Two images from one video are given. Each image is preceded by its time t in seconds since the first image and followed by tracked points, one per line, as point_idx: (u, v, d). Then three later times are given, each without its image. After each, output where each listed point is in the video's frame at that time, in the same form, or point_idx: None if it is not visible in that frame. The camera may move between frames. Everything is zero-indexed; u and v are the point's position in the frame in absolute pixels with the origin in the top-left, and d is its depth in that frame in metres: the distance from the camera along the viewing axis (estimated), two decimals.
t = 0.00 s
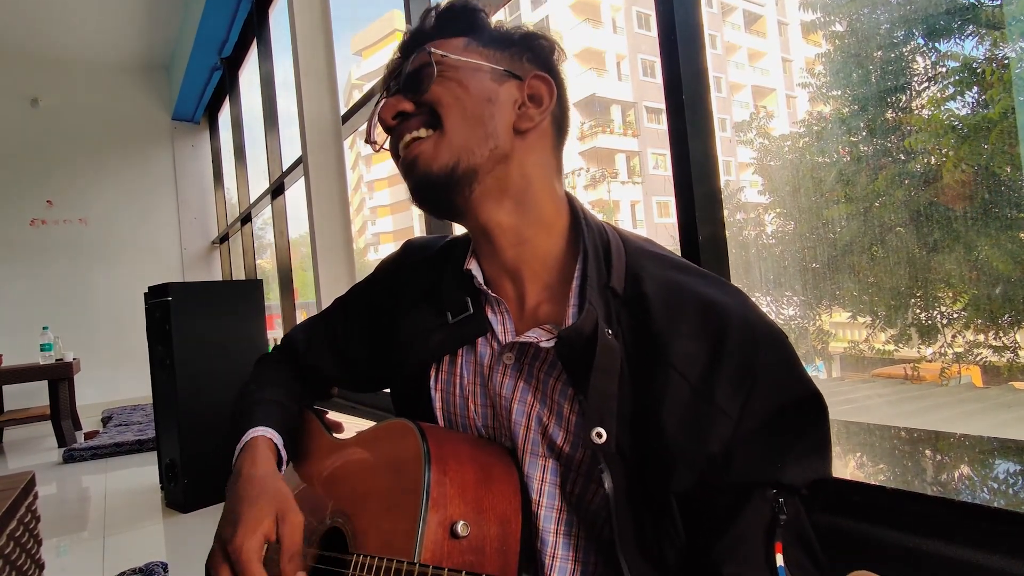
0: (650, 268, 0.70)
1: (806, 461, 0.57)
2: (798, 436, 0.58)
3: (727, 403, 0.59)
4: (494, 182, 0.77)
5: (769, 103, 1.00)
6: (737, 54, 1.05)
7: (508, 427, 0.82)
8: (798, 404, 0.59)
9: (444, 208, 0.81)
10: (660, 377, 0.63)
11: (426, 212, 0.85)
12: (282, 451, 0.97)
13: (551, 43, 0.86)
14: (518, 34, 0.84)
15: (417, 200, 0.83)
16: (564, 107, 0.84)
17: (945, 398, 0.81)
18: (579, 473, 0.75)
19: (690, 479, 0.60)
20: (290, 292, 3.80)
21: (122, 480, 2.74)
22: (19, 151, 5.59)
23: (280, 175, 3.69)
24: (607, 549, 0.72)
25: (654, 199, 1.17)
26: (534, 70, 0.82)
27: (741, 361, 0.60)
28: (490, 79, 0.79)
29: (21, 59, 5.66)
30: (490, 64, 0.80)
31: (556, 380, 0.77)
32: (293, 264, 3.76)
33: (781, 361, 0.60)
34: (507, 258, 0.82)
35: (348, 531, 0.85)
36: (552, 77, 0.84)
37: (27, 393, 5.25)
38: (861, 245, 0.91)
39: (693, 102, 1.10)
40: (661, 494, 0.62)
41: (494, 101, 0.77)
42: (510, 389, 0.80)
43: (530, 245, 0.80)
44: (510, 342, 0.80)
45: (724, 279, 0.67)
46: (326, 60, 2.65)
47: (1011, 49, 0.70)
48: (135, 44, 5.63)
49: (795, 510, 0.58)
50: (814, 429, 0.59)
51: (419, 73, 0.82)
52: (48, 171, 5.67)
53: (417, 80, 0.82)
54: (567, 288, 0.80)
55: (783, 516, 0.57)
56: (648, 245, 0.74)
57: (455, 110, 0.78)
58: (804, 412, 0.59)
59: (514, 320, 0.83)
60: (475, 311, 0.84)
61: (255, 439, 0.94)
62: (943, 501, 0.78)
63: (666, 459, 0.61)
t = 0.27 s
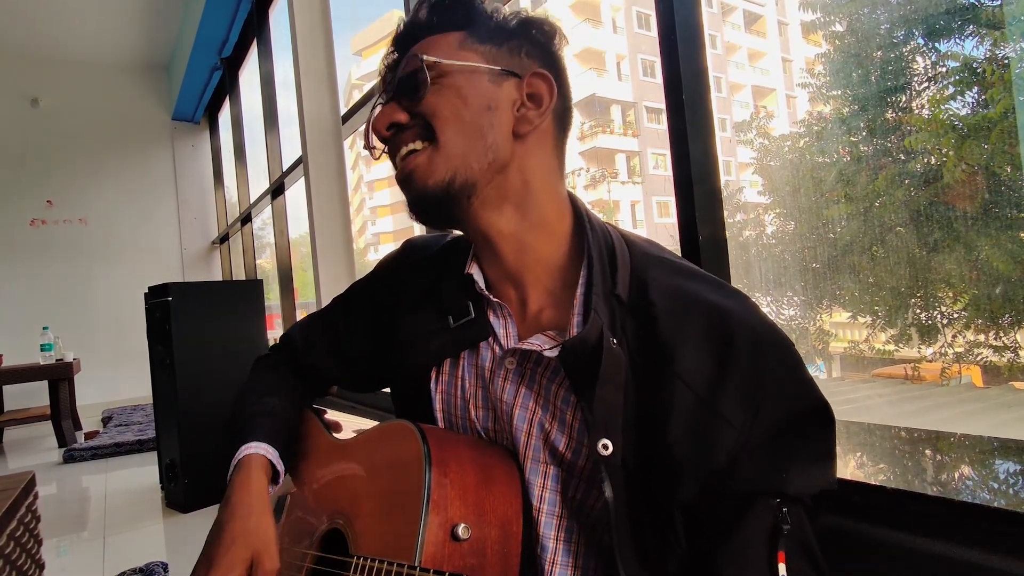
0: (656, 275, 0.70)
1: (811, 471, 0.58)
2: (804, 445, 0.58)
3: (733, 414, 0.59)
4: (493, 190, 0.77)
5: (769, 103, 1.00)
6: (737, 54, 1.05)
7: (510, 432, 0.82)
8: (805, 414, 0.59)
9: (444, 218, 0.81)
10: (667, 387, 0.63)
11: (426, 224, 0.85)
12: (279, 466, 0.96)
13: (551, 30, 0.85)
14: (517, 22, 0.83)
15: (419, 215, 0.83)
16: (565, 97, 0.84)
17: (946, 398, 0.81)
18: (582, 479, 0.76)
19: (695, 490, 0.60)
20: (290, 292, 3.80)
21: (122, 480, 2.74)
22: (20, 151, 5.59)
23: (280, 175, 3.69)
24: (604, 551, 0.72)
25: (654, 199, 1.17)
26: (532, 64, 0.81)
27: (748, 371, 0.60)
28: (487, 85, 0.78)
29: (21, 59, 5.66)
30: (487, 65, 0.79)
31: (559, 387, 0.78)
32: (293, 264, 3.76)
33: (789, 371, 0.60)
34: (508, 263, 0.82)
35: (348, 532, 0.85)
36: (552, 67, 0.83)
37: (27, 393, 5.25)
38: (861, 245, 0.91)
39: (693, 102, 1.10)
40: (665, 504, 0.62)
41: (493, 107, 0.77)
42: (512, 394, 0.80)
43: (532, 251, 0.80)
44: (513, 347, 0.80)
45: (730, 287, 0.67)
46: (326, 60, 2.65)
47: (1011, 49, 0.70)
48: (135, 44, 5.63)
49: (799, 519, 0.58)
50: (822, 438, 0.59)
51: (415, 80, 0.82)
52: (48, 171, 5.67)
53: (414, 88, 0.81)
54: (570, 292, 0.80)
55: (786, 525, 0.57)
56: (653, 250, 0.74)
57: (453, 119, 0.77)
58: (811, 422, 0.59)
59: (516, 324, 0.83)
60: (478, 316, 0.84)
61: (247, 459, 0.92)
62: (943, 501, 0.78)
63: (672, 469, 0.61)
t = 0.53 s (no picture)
0: (660, 282, 0.70)
1: (816, 480, 0.57)
2: (809, 454, 0.58)
3: (737, 424, 0.59)
4: (483, 220, 0.79)
5: (769, 103, 1.00)
6: (737, 54, 1.05)
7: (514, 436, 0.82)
8: (809, 423, 0.59)
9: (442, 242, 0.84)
10: (669, 397, 0.63)
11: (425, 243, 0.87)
12: (281, 460, 0.96)
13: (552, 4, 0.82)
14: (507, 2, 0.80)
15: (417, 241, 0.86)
16: (574, 86, 0.82)
17: (946, 398, 0.81)
18: (584, 482, 0.77)
19: (699, 500, 0.60)
20: (291, 292, 3.80)
21: (123, 480, 2.74)
22: (20, 152, 5.59)
23: (280, 175, 3.69)
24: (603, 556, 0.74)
25: (654, 199, 1.17)
26: (525, 69, 0.78)
27: (753, 380, 0.60)
28: (474, 111, 0.77)
29: (22, 59, 5.67)
30: (476, 86, 0.78)
31: (561, 392, 0.78)
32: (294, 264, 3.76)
33: (793, 380, 0.60)
34: (511, 270, 0.82)
35: (355, 530, 0.85)
36: (550, 56, 0.80)
37: (27, 393, 5.26)
38: (861, 245, 0.91)
39: (693, 102, 1.10)
40: (668, 513, 0.62)
41: (480, 136, 0.77)
42: (515, 398, 0.81)
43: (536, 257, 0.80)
44: (515, 353, 0.80)
45: (735, 293, 0.67)
46: (326, 60, 2.65)
47: (1011, 49, 0.70)
48: (136, 44, 5.63)
49: (800, 526, 0.58)
50: (827, 448, 0.59)
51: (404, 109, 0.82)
52: (48, 171, 5.67)
53: (403, 119, 0.82)
54: (575, 298, 0.81)
55: (787, 532, 0.57)
56: (657, 255, 0.74)
57: (439, 154, 0.77)
58: (815, 431, 0.59)
59: (520, 328, 0.84)
60: (480, 319, 0.84)
61: (251, 451, 0.93)
62: (943, 501, 0.79)
63: (675, 478, 0.61)
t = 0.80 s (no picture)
0: (657, 282, 0.69)
1: (814, 479, 0.58)
2: (806, 455, 0.58)
3: (736, 427, 0.59)
4: (487, 218, 0.78)
5: (769, 103, 1.00)
6: (737, 54, 1.05)
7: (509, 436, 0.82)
8: (807, 424, 0.59)
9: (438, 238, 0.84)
10: (667, 398, 0.62)
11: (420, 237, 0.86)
12: (281, 443, 0.97)
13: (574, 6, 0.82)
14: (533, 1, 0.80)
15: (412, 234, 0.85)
16: (590, 94, 0.83)
17: (946, 398, 0.81)
18: (581, 482, 0.77)
19: (698, 502, 0.60)
20: (291, 292, 3.80)
21: (123, 480, 2.74)
22: (21, 152, 5.59)
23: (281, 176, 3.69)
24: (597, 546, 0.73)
25: (655, 199, 1.17)
26: (546, 74, 0.78)
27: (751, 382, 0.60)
28: (492, 110, 0.76)
29: (23, 60, 5.68)
30: (496, 85, 0.77)
31: (556, 392, 0.77)
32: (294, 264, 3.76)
33: (792, 381, 0.60)
34: (508, 271, 0.82)
35: (350, 533, 0.85)
36: (569, 63, 0.81)
37: (28, 393, 5.26)
38: (861, 245, 0.91)
39: (693, 102, 1.10)
40: (667, 514, 0.62)
41: (494, 134, 0.76)
42: (510, 398, 0.81)
43: (535, 259, 0.81)
44: (510, 351, 0.80)
45: (734, 293, 0.67)
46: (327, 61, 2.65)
47: (1011, 49, 0.70)
48: (136, 44, 5.64)
49: (802, 528, 0.59)
50: (824, 447, 0.59)
51: (418, 98, 0.80)
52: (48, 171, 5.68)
53: (416, 109, 0.80)
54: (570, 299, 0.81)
55: (789, 533, 0.57)
56: (654, 253, 0.74)
57: (451, 148, 0.76)
58: (812, 431, 0.59)
59: (515, 326, 0.84)
60: (476, 319, 0.84)
61: (251, 430, 0.94)
62: (943, 501, 0.78)
63: (673, 480, 0.61)
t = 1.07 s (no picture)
0: (658, 286, 0.70)
1: (816, 484, 0.57)
2: (809, 459, 0.58)
3: (738, 432, 0.59)
4: (489, 218, 0.78)
5: (770, 103, 1.00)
6: (738, 54, 1.05)
7: (510, 438, 0.82)
8: (810, 428, 0.59)
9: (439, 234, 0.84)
10: (669, 403, 0.63)
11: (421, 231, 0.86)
12: (281, 446, 0.97)
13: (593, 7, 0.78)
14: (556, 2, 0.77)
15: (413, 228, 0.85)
16: (602, 100, 0.80)
17: (947, 398, 0.81)
18: (581, 486, 0.76)
19: (700, 509, 0.59)
20: (292, 292, 3.80)
21: (123, 480, 2.74)
22: (22, 152, 5.60)
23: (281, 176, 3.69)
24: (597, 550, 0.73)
25: (655, 199, 1.17)
26: (561, 79, 0.76)
27: (753, 386, 0.60)
28: (502, 112, 0.75)
29: (24, 60, 5.68)
30: (508, 86, 0.76)
31: (557, 396, 0.77)
32: (294, 265, 3.76)
33: (794, 385, 0.60)
34: (509, 275, 0.82)
35: (351, 532, 0.85)
36: (585, 67, 0.78)
37: (29, 393, 5.26)
38: (861, 245, 0.91)
39: (694, 102, 1.10)
40: (669, 521, 0.62)
41: (502, 137, 0.75)
42: (511, 401, 0.81)
43: (536, 264, 0.80)
44: (512, 355, 0.80)
45: (735, 297, 0.67)
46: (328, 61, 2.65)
47: (1012, 48, 0.70)
48: (137, 44, 5.64)
49: (802, 533, 0.58)
50: (827, 452, 0.59)
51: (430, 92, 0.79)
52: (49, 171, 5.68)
53: (427, 103, 0.80)
54: (571, 305, 0.81)
55: (789, 538, 0.56)
56: (655, 257, 0.74)
57: (458, 146, 0.76)
58: (815, 435, 0.59)
59: (516, 331, 0.84)
60: (477, 321, 0.84)
61: (248, 432, 0.94)
62: (944, 501, 0.78)
63: (675, 486, 0.61)
